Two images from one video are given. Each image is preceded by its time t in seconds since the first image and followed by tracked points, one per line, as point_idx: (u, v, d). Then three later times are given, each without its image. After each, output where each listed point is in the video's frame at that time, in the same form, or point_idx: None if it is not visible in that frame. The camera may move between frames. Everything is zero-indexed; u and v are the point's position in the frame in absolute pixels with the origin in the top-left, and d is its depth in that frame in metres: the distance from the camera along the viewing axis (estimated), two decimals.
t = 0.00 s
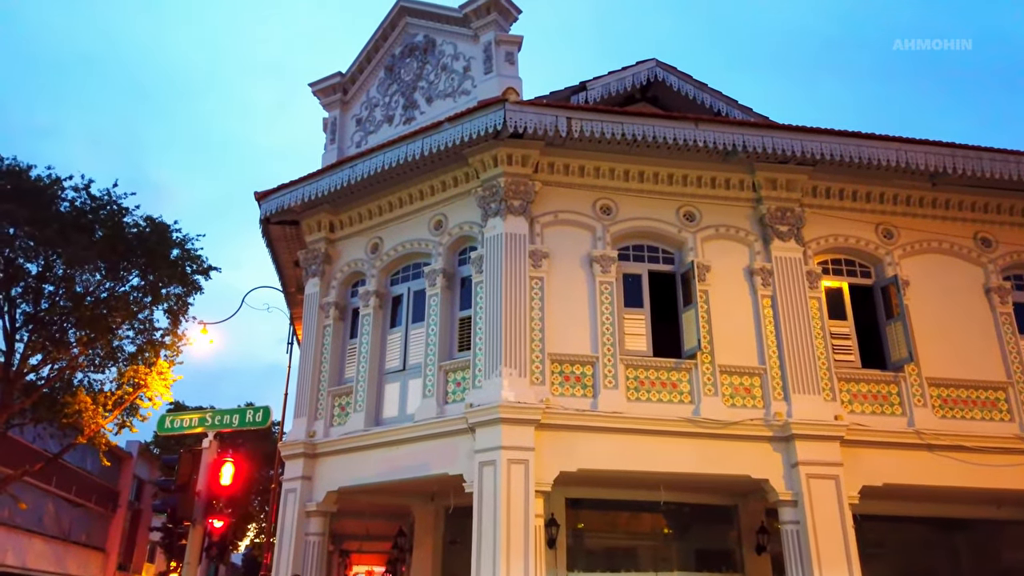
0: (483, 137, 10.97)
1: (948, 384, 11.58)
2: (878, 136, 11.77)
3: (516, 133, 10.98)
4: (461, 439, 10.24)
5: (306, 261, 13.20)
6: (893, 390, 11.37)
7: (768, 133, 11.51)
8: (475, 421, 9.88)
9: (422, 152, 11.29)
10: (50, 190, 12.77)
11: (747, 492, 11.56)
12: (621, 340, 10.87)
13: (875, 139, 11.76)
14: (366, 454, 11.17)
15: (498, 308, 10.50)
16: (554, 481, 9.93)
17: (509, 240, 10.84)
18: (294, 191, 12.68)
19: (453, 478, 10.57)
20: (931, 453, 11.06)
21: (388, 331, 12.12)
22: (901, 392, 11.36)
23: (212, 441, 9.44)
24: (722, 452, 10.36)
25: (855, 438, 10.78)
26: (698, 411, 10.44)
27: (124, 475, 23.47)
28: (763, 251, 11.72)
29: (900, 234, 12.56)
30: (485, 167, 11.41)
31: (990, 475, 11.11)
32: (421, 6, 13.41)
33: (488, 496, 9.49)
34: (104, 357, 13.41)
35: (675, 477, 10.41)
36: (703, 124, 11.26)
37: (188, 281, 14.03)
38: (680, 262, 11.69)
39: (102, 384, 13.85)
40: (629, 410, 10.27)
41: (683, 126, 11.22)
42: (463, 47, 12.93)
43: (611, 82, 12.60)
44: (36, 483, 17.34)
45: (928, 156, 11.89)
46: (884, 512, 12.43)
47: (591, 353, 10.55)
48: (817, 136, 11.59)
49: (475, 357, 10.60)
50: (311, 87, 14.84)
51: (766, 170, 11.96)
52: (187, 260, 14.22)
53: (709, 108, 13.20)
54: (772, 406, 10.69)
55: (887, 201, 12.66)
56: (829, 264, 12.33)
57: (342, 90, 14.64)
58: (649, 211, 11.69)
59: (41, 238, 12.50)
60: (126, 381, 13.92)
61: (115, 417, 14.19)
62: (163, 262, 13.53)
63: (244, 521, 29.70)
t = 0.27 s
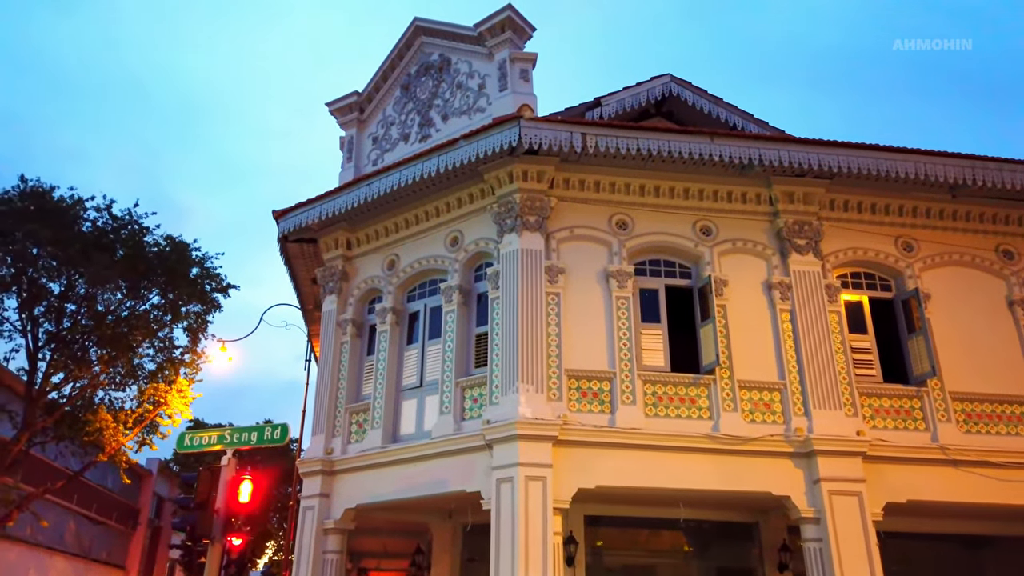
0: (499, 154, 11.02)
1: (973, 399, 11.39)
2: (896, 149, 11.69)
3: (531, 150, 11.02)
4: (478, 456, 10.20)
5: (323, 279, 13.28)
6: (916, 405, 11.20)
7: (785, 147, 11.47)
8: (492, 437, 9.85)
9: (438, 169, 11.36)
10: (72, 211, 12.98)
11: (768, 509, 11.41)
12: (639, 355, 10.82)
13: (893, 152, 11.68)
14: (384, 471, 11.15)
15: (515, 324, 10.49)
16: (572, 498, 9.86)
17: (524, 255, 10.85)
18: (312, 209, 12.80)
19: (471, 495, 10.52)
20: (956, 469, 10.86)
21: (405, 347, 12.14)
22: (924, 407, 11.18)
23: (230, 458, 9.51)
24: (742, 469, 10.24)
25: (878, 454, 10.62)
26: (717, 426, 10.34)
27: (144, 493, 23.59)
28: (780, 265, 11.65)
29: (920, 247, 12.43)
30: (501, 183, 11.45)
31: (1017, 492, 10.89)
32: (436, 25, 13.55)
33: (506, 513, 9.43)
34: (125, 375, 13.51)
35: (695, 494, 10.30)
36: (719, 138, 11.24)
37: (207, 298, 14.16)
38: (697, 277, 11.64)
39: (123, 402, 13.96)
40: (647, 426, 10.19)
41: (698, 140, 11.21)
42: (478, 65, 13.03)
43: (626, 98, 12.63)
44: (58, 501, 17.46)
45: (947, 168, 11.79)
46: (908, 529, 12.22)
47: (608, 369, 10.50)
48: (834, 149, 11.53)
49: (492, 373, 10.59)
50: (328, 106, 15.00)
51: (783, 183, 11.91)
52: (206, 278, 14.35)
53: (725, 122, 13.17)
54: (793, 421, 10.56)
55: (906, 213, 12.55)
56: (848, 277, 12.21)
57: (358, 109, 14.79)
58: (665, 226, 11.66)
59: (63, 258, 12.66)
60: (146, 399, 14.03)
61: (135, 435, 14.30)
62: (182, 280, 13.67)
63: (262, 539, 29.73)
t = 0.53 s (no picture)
0: (514, 169, 11.07)
1: (998, 413, 11.20)
2: (914, 160, 11.59)
3: (546, 165, 11.05)
4: (496, 472, 10.16)
5: (341, 295, 13.36)
6: (939, 419, 11.02)
7: (802, 159, 11.41)
8: (509, 453, 9.80)
9: (454, 185, 11.42)
10: (94, 230, 13.19)
11: (790, 525, 11.25)
12: (657, 370, 10.75)
13: (912, 163, 11.59)
14: (402, 487, 11.14)
15: (531, 339, 10.47)
16: (590, 515, 9.78)
17: (541, 270, 10.85)
18: (329, 226, 12.91)
19: (489, 511, 10.46)
20: (982, 484, 10.66)
21: (422, 363, 12.16)
22: (948, 421, 11.00)
23: (249, 475, 9.59)
24: (762, 484, 10.11)
25: (901, 469, 10.45)
26: (736, 442, 10.24)
27: (164, 510, 23.71)
28: (799, 277, 11.56)
29: (941, 259, 12.28)
30: (516, 198, 11.49)
31: None
32: (451, 42, 13.68)
33: (524, 530, 9.37)
34: (145, 393, 13.62)
35: (715, 510, 10.18)
36: (735, 151, 11.21)
37: (226, 315, 14.28)
38: (714, 290, 11.58)
39: (143, 419, 14.09)
40: (666, 441, 10.11)
41: (714, 153, 11.18)
42: (493, 82, 13.12)
43: (641, 112, 12.64)
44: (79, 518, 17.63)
45: (967, 179, 11.67)
46: (934, 546, 12.00)
47: (626, 384, 10.44)
48: (851, 160, 11.46)
49: (509, 389, 10.56)
50: (345, 124, 15.15)
51: (800, 196, 11.84)
52: (225, 295, 14.49)
53: (741, 135, 13.13)
54: (814, 436, 10.43)
55: (926, 224, 12.42)
56: (868, 289, 12.09)
57: (375, 127, 14.92)
58: (681, 240, 11.63)
59: (85, 276, 12.80)
60: (166, 416, 14.15)
61: (156, 452, 14.44)
62: (202, 298, 13.82)
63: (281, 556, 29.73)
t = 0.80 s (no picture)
0: (529, 183, 11.09)
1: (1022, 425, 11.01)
2: (933, 169, 11.50)
3: (561, 178, 11.07)
4: (513, 486, 10.11)
5: (357, 310, 13.42)
6: (962, 431, 10.85)
7: (818, 170, 11.35)
8: (527, 467, 9.75)
9: (469, 199, 11.47)
10: (115, 248, 13.37)
11: (812, 540, 11.09)
12: (674, 383, 10.68)
13: (930, 173, 11.49)
14: (419, 502, 11.11)
15: (547, 353, 10.44)
16: (608, 530, 9.70)
17: (556, 283, 10.84)
18: (345, 241, 12.99)
19: (506, 526, 10.40)
20: (1007, 498, 10.47)
21: (438, 377, 12.17)
22: (971, 433, 10.83)
23: (267, 491, 9.67)
24: (782, 498, 9.99)
25: (924, 483, 10.28)
26: (756, 455, 10.12)
27: (183, 525, 23.82)
28: (817, 289, 11.47)
29: (961, 269, 12.14)
30: (531, 212, 11.51)
31: None
32: (466, 58, 13.78)
33: (542, 545, 9.30)
34: (164, 408, 13.71)
35: (735, 524, 10.06)
36: (750, 162, 11.18)
37: (244, 331, 14.39)
38: (731, 302, 11.51)
39: (162, 434, 14.18)
40: (684, 455, 10.02)
41: (729, 165, 11.15)
42: (507, 96, 13.19)
43: (655, 124, 12.64)
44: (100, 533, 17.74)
45: (986, 189, 11.55)
46: (959, 561, 11.78)
47: (643, 397, 10.38)
48: (868, 171, 11.38)
49: (526, 402, 10.53)
50: (361, 140, 15.28)
51: (817, 207, 11.77)
52: (243, 310, 14.61)
53: (757, 146, 13.08)
54: (835, 449, 10.30)
55: (946, 235, 12.29)
56: (887, 300, 11.96)
57: (390, 142, 15.04)
58: (698, 252, 11.58)
59: (105, 293, 12.97)
60: (185, 431, 14.23)
61: (175, 467, 14.53)
62: (220, 313, 13.95)
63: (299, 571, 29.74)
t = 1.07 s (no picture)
0: (543, 194, 11.12)
1: None
2: (951, 177, 11.40)
3: (575, 189, 11.08)
4: (530, 498, 10.07)
5: (373, 322, 13.47)
6: (985, 441, 10.69)
7: (834, 179, 11.28)
8: (543, 479, 9.70)
9: (483, 212, 11.51)
10: (134, 263, 13.53)
11: (833, 552, 10.94)
12: (691, 393, 10.61)
13: (948, 180, 11.39)
14: (435, 514, 11.08)
15: (563, 364, 10.42)
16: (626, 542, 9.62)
17: (571, 294, 10.83)
18: (361, 254, 13.07)
19: (523, 539, 10.35)
20: None
21: (454, 389, 12.17)
22: (994, 443, 10.66)
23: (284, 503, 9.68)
24: (802, 510, 9.87)
25: (947, 494, 10.13)
26: (774, 466, 10.02)
27: (201, 538, 23.91)
28: (834, 298, 11.37)
29: (981, 277, 11.99)
30: (546, 223, 11.52)
31: None
32: (479, 72, 13.87)
33: (559, 558, 9.24)
34: (183, 422, 13.76)
35: (755, 537, 9.94)
36: (765, 171, 11.13)
37: (261, 344, 14.51)
38: (748, 312, 11.44)
39: (180, 447, 14.27)
40: (702, 466, 9.93)
41: (744, 175, 11.11)
42: (521, 109, 13.25)
43: (669, 134, 12.62)
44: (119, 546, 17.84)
45: (1006, 196, 11.43)
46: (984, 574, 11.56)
47: (660, 408, 10.32)
48: (885, 179, 11.30)
49: (542, 414, 10.50)
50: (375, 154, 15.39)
51: (833, 216, 11.70)
52: (260, 324, 14.72)
53: (771, 155, 13.02)
54: (855, 459, 10.18)
55: (965, 242, 12.16)
56: (906, 309, 11.84)
57: (405, 156, 15.13)
58: (713, 262, 11.53)
59: (124, 307, 13.11)
60: (203, 444, 14.34)
61: (193, 480, 14.60)
62: (238, 327, 14.06)
63: None
